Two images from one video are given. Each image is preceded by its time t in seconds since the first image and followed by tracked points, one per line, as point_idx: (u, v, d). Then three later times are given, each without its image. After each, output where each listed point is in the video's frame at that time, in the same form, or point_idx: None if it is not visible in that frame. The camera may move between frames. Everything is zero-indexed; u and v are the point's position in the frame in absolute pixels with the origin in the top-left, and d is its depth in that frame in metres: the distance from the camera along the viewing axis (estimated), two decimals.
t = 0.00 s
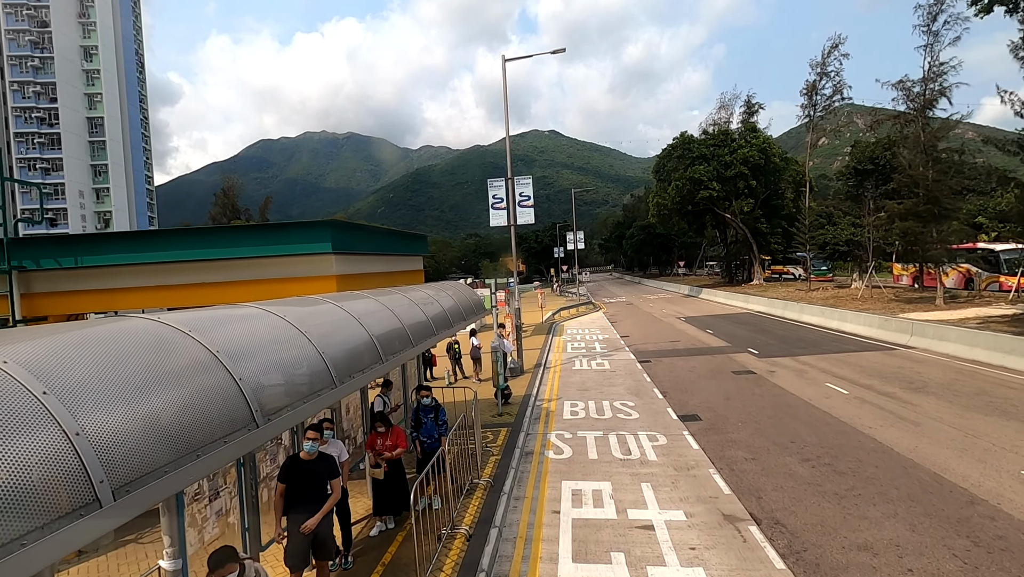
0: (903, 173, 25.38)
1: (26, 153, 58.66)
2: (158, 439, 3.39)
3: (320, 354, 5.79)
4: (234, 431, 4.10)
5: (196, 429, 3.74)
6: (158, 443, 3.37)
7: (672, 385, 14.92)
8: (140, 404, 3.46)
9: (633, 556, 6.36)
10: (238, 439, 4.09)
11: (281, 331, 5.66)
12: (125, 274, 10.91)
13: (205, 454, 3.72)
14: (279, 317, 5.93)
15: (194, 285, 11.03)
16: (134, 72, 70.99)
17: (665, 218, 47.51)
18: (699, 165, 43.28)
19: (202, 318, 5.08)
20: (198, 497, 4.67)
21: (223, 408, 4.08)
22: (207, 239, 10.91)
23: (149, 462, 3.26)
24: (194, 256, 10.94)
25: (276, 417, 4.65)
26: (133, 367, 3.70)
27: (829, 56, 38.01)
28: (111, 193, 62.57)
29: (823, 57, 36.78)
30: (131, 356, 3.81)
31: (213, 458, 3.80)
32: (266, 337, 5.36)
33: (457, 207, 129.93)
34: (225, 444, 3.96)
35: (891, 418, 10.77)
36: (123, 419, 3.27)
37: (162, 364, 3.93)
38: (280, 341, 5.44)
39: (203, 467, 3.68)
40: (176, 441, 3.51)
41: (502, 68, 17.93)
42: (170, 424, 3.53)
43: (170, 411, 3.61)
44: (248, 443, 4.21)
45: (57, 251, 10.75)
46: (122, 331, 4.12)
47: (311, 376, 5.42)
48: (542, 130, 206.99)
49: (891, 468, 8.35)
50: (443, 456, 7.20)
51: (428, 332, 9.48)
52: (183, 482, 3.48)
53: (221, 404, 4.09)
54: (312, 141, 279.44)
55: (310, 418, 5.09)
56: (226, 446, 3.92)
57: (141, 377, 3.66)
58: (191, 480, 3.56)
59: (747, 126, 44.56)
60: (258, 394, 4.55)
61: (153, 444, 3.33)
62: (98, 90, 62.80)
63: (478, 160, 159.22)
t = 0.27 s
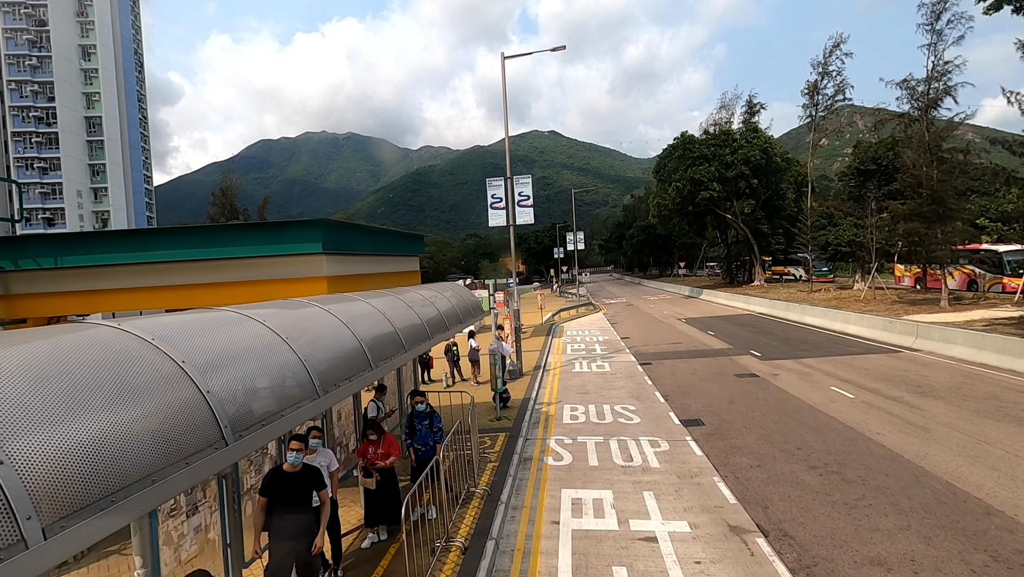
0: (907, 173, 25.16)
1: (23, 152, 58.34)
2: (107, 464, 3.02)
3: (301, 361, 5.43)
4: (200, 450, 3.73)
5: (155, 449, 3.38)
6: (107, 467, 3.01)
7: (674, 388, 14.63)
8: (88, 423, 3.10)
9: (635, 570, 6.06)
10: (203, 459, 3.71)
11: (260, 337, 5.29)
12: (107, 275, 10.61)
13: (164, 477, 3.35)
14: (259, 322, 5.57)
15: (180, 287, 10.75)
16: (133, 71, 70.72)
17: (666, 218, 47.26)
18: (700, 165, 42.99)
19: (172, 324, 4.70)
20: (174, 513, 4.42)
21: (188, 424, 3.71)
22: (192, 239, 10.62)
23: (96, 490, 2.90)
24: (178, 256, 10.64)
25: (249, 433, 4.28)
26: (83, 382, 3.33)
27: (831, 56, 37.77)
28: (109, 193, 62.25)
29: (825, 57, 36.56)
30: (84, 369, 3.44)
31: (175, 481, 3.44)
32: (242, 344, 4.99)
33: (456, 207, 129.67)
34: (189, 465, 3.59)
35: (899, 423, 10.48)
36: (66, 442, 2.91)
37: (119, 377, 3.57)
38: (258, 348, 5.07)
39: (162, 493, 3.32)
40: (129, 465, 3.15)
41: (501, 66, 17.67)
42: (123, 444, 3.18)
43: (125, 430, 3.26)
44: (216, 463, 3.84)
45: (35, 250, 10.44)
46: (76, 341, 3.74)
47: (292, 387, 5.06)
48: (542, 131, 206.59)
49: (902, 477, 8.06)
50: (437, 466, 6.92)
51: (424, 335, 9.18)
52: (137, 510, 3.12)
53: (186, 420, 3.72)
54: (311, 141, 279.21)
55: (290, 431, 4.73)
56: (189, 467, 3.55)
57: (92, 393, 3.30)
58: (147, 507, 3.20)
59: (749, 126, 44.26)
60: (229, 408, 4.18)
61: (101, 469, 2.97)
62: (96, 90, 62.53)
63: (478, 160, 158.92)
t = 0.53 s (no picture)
0: (908, 173, 25.00)
1: (22, 153, 58.15)
2: (60, 487, 2.76)
3: (287, 369, 5.21)
4: (174, 466, 3.45)
5: (120, 466, 3.10)
6: (60, 491, 2.75)
7: (675, 391, 14.47)
8: (40, 442, 2.83)
9: None
10: (176, 476, 3.43)
11: (245, 343, 5.07)
12: (95, 277, 10.44)
13: (129, 498, 3.07)
14: (244, 328, 5.35)
15: (169, 289, 10.57)
16: (132, 72, 70.64)
17: (665, 219, 47.13)
18: (700, 166, 42.85)
19: (150, 329, 4.46)
20: (157, 526, 4.46)
21: (160, 438, 3.44)
22: (182, 240, 10.45)
23: (45, 517, 2.63)
24: (167, 258, 10.47)
25: (229, 445, 3.99)
26: (40, 395, 3.06)
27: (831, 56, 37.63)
28: (108, 194, 62.09)
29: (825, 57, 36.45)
30: (43, 380, 3.17)
31: (142, 501, 3.16)
32: (225, 351, 4.76)
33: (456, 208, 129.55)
34: (160, 482, 3.31)
35: (905, 427, 10.29)
36: (13, 464, 2.65)
37: (83, 388, 3.29)
38: (241, 355, 4.84)
39: (126, 516, 3.04)
40: (86, 487, 2.88)
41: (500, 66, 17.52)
42: (80, 464, 2.91)
43: (83, 448, 2.98)
44: (193, 478, 3.56)
45: (24, 252, 10.36)
46: (42, 348, 3.48)
47: (277, 396, 4.82)
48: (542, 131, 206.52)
49: (910, 483, 7.88)
50: (432, 472, 6.76)
51: (421, 338, 8.99)
52: (96, 537, 2.84)
53: (158, 433, 3.44)
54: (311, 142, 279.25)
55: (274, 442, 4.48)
56: (159, 486, 3.28)
57: (49, 407, 3.03)
58: (107, 532, 2.93)
59: (749, 126, 44.10)
60: (207, 419, 3.90)
61: (51, 495, 2.70)
62: (95, 91, 62.38)
63: (478, 161, 158.84)
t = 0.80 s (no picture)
0: (909, 173, 24.90)
1: (21, 154, 58.04)
2: (35, 499, 2.61)
3: (280, 372, 5.09)
4: (155, 476, 3.31)
5: (99, 478, 2.96)
6: (36, 502, 2.61)
7: (675, 392, 14.38)
8: (14, 453, 2.68)
9: None
10: (158, 486, 3.29)
11: (236, 346, 4.97)
12: (86, 278, 10.35)
13: (108, 510, 2.93)
14: (235, 330, 5.24)
15: (161, 290, 10.48)
16: (132, 72, 70.55)
17: (665, 219, 47.05)
18: (700, 166, 42.76)
19: (134, 331, 4.32)
20: (147, 532, 4.42)
21: (141, 447, 3.29)
22: (174, 240, 10.36)
23: (18, 532, 2.49)
24: (160, 258, 10.37)
25: (216, 452, 3.86)
26: (14, 401, 2.91)
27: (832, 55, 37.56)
28: (107, 195, 61.98)
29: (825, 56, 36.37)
30: (17, 387, 3.02)
31: (123, 514, 3.02)
32: (215, 354, 4.65)
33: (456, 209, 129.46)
34: (141, 493, 3.17)
35: (907, 428, 10.20)
36: None
37: (60, 395, 3.14)
38: (232, 358, 4.73)
39: (106, 529, 2.90)
40: (63, 499, 2.74)
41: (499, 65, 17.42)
42: (58, 475, 2.77)
43: (60, 460, 2.83)
44: (175, 488, 3.42)
45: (15, 253, 10.31)
46: (19, 353, 3.33)
47: (269, 400, 4.72)
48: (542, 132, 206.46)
49: (914, 485, 7.78)
50: (430, 476, 6.66)
51: (418, 340, 8.89)
52: (71, 552, 2.70)
53: (139, 442, 3.30)
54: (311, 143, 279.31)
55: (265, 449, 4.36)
56: (139, 497, 3.14)
57: (24, 416, 2.87)
58: (85, 546, 2.77)
59: (749, 126, 44.00)
60: (193, 425, 3.76)
61: (24, 507, 2.55)
62: (94, 91, 62.28)
63: (478, 161, 158.78)
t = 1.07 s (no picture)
0: (910, 173, 24.85)
1: (20, 154, 57.98)
2: (27, 502, 2.57)
3: (278, 374, 5.06)
4: (150, 479, 3.27)
5: (93, 481, 2.91)
6: (28, 506, 2.56)
7: (676, 392, 14.34)
8: (8, 456, 2.64)
9: None
10: (152, 489, 3.26)
11: (234, 348, 4.93)
12: (84, 278, 10.32)
13: (101, 514, 2.89)
14: (233, 331, 5.20)
15: (160, 290, 10.44)
16: (132, 72, 70.52)
17: (665, 219, 47.01)
18: (700, 166, 42.72)
19: (130, 332, 4.28)
20: (144, 535, 4.40)
21: (135, 450, 3.25)
22: (173, 240, 10.32)
23: (9, 537, 2.44)
24: (159, 259, 10.34)
25: (211, 455, 3.82)
26: (8, 404, 2.87)
27: (832, 55, 37.52)
28: (106, 195, 61.91)
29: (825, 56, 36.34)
30: (10, 389, 2.97)
31: (116, 518, 2.98)
32: (213, 355, 4.61)
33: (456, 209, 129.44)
34: (135, 498, 3.13)
35: (908, 429, 10.16)
36: None
37: (54, 398, 3.10)
38: (229, 360, 4.69)
39: (99, 534, 2.86)
40: (56, 504, 2.69)
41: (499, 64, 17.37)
42: (51, 479, 2.72)
43: (53, 463, 2.79)
44: (170, 492, 3.38)
45: (13, 254, 10.28)
46: (13, 356, 3.28)
47: (266, 402, 4.68)
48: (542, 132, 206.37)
49: (916, 487, 7.74)
50: (429, 477, 6.63)
51: (417, 341, 8.84)
52: (63, 558, 2.65)
53: (134, 446, 3.26)
54: (311, 143, 279.43)
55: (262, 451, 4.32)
56: (133, 501, 3.09)
57: (18, 419, 2.83)
58: (77, 552, 2.73)
59: (749, 126, 43.96)
60: (188, 428, 3.72)
61: (16, 511, 2.51)
62: (94, 91, 62.23)
63: (478, 161, 158.78)
